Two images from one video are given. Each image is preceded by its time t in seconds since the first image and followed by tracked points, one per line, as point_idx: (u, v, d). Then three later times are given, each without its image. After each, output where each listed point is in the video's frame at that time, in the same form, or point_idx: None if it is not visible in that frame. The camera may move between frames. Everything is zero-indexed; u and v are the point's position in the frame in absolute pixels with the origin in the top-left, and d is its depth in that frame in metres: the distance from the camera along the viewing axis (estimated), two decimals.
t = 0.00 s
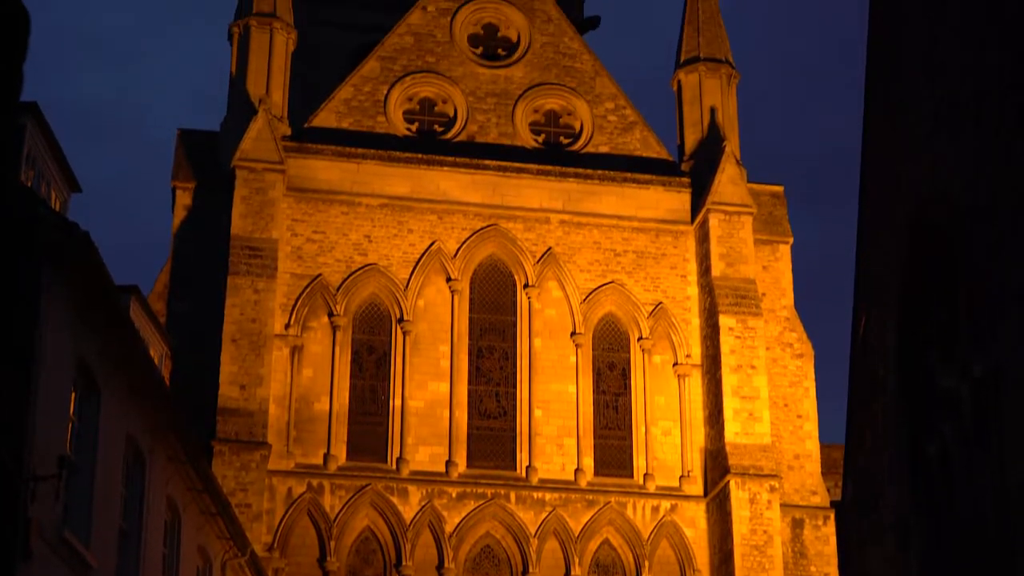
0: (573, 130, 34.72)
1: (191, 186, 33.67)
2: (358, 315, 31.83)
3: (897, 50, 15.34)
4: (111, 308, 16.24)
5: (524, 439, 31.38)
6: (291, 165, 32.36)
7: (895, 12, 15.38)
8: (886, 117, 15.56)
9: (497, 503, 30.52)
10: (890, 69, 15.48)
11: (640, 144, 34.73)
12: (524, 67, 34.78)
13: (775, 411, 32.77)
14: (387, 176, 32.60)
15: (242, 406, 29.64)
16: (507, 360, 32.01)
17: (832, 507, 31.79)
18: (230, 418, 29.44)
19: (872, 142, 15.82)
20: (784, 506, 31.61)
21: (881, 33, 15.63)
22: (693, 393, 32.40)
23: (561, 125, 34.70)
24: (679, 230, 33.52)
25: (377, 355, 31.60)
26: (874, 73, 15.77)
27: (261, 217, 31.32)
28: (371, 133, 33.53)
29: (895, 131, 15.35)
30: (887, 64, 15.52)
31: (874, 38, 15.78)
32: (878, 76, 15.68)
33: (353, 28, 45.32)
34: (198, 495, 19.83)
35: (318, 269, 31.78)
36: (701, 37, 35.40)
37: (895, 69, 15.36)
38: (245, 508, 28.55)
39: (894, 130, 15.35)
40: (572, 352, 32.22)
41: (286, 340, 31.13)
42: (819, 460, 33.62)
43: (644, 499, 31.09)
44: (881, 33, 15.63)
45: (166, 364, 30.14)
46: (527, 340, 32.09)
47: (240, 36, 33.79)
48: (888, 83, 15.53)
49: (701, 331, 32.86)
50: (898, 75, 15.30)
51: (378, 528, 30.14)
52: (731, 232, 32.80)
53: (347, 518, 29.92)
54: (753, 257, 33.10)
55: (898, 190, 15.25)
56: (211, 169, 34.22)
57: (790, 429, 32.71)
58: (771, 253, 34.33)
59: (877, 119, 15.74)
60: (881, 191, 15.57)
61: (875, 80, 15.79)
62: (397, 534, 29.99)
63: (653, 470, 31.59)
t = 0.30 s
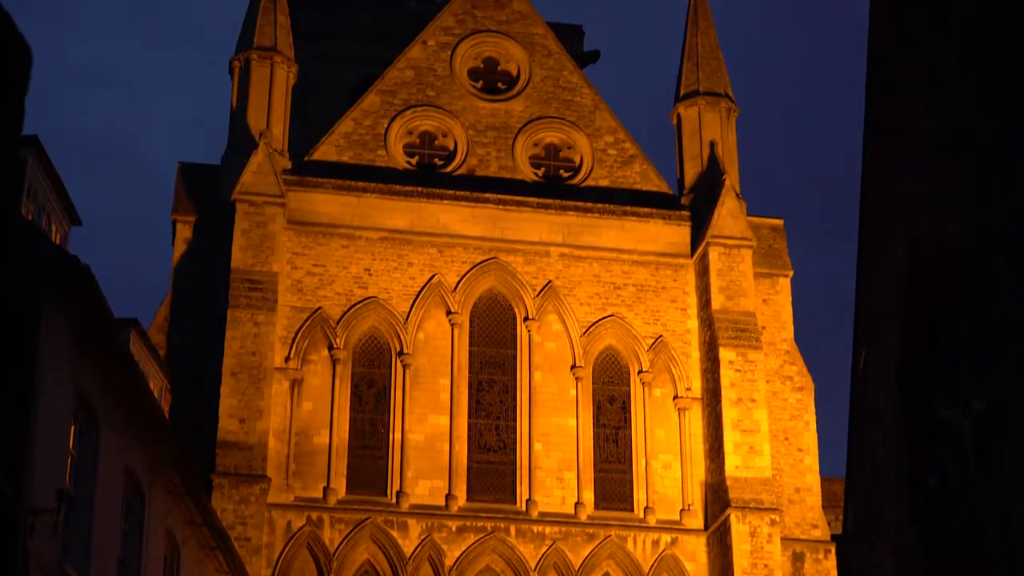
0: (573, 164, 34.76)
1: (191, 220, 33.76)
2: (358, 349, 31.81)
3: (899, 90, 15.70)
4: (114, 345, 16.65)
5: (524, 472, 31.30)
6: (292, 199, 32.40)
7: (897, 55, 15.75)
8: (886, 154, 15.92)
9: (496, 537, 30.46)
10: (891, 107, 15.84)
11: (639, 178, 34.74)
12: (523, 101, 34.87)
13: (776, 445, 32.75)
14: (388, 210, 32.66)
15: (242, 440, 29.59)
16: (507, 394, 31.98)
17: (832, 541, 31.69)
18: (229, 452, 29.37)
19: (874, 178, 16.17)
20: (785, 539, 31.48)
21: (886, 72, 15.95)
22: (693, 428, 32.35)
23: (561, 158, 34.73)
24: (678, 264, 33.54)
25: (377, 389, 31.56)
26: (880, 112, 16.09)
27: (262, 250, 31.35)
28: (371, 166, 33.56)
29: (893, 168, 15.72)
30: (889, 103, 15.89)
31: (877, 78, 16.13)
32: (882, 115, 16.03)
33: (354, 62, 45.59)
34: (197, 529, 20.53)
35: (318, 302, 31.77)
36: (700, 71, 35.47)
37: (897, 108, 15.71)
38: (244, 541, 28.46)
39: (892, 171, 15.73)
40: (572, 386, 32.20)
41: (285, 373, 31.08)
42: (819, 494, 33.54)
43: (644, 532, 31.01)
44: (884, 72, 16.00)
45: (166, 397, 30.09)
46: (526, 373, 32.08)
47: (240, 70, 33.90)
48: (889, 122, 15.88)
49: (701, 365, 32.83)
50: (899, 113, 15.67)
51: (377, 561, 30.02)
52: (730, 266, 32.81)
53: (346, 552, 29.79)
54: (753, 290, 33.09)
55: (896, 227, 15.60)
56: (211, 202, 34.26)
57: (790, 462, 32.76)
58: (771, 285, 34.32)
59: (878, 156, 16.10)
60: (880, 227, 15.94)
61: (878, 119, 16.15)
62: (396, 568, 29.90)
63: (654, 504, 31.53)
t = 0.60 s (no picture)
0: (573, 196, 34.79)
1: (192, 251, 33.77)
2: (358, 380, 31.78)
3: (898, 128, 15.97)
4: (112, 375, 16.75)
5: (524, 504, 31.26)
6: (292, 230, 32.39)
7: (895, 91, 16.03)
8: (882, 192, 16.21)
9: (496, 570, 30.38)
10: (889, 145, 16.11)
11: (639, 210, 34.80)
12: (523, 133, 34.94)
13: (776, 477, 32.72)
14: (388, 241, 32.67)
15: (241, 471, 29.54)
16: (507, 426, 31.94)
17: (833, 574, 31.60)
18: (229, 484, 29.33)
19: (873, 212, 16.30)
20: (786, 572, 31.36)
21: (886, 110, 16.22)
22: (694, 459, 32.29)
23: (561, 190, 34.78)
24: (679, 296, 33.53)
25: (377, 421, 31.53)
26: (880, 149, 16.31)
27: (262, 281, 31.37)
28: (371, 198, 33.59)
29: (892, 205, 15.98)
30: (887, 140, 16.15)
31: (875, 117, 16.41)
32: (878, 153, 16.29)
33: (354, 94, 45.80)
34: (196, 560, 20.85)
35: (319, 334, 31.78)
36: (700, 103, 35.56)
37: (895, 145, 15.98)
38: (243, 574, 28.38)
39: (893, 200, 15.87)
40: (572, 418, 32.16)
41: (285, 405, 31.06)
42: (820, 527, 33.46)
43: (644, 564, 30.96)
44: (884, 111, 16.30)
45: (166, 430, 30.08)
46: (526, 406, 32.02)
47: (241, 101, 33.95)
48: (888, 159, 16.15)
49: (701, 396, 32.77)
50: (897, 150, 15.93)
51: None
52: (731, 297, 32.82)
53: None
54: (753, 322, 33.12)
55: (896, 262, 15.83)
56: (211, 233, 34.25)
57: (790, 495, 32.71)
58: (771, 317, 34.32)
59: (875, 193, 16.37)
60: (880, 260, 16.10)
61: (875, 156, 16.42)
62: None
63: (654, 536, 31.47)
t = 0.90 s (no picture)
0: (573, 234, 34.80)
1: (192, 289, 33.70)
2: (358, 418, 31.74)
3: (895, 171, 16.13)
4: (114, 413, 17.26)
5: (524, 543, 31.17)
6: (291, 268, 32.41)
7: (894, 132, 16.19)
8: (881, 232, 16.33)
9: None
10: (885, 188, 16.29)
11: (639, 248, 34.80)
12: (523, 171, 35.01)
13: (777, 515, 32.67)
14: (387, 279, 32.68)
15: (239, 510, 29.47)
16: (507, 464, 31.89)
17: None
18: (228, 522, 29.26)
19: (873, 252, 16.39)
20: None
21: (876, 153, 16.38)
22: (694, 498, 32.24)
23: (561, 228, 34.80)
24: (679, 333, 33.53)
25: (377, 459, 31.46)
26: (881, 189, 16.40)
27: (261, 319, 31.36)
28: (371, 236, 33.60)
29: (888, 245, 16.12)
30: (882, 184, 16.33)
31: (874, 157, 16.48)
32: (873, 195, 16.44)
33: (353, 132, 45.89)
34: None
35: (318, 372, 31.74)
36: (699, 142, 35.63)
37: (890, 188, 16.16)
38: None
39: (894, 239, 15.97)
40: (572, 456, 32.11)
41: (285, 443, 31.00)
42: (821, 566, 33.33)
43: None
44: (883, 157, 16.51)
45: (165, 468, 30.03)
46: (527, 444, 31.97)
47: (241, 139, 34.02)
48: (880, 203, 16.37)
49: (701, 435, 32.71)
50: (894, 192, 16.07)
51: None
52: (730, 335, 32.82)
53: None
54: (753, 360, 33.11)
55: (893, 302, 15.96)
56: (211, 271, 34.23)
57: (791, 533, 32.61)
58: (771, 355, 34.31)
59: (869, 237, 16.54)
60: (880, 301, 16.18)
61: (874, 196, 16.50)
62: None
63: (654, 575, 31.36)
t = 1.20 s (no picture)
0: (573, 272, 34.82)
1: (192, 326, 33.82)
2: (358, 456, 31.70)
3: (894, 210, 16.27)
4: (112, 451, 17.27)
5: None
6: (291, 307, 32.43)
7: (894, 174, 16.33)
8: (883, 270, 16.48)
9: None
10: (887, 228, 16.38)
11: (638, 286, 34.81)
12: (523, 210, 35.08)
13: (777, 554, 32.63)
14: (387, 317, 32.70)
15: (239, 549, 29.41)
16: (507, 503, 31.84)
17: None
18: (227, 561, 29.22)
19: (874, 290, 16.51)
20: None
21: (874, 191, 16.44)
22: (694, 536, 32.21)
23: (560, 266, 34.81)
24: (678, 371, 33.50)
25: (376, 497, 31.41)
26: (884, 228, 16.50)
27: (261, 357, 31.35)
28: (370, 274, 33.62)
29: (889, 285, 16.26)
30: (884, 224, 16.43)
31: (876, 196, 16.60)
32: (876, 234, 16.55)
33: (353, 171, 45.98)
34: None
35: (318, 410, 31.70)
36: (698, 180, 35.72)
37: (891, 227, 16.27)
38: None
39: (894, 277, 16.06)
40: (572, 494, 32.08)
41: (284, 482, 30.96)
42: None
43: None
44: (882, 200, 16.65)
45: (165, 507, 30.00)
46: (526, 482, 31.94)
47: (240, 178, 34.10)
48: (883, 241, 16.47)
49: (701, 473, 32.69)
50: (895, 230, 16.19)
51: None
52: (730, 373, 32.79)
53: None
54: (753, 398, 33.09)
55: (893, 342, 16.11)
56: (211, 309, 34.28)
57: (792, 572, 32.56)
58: (771, 393, 34.26)
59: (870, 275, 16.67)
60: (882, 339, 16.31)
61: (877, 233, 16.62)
62: None
63: None
